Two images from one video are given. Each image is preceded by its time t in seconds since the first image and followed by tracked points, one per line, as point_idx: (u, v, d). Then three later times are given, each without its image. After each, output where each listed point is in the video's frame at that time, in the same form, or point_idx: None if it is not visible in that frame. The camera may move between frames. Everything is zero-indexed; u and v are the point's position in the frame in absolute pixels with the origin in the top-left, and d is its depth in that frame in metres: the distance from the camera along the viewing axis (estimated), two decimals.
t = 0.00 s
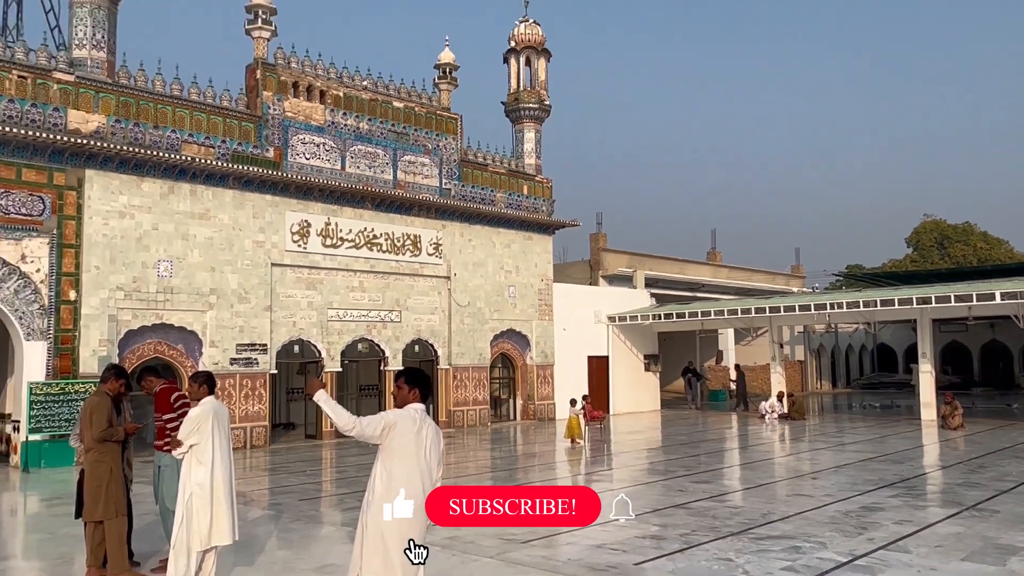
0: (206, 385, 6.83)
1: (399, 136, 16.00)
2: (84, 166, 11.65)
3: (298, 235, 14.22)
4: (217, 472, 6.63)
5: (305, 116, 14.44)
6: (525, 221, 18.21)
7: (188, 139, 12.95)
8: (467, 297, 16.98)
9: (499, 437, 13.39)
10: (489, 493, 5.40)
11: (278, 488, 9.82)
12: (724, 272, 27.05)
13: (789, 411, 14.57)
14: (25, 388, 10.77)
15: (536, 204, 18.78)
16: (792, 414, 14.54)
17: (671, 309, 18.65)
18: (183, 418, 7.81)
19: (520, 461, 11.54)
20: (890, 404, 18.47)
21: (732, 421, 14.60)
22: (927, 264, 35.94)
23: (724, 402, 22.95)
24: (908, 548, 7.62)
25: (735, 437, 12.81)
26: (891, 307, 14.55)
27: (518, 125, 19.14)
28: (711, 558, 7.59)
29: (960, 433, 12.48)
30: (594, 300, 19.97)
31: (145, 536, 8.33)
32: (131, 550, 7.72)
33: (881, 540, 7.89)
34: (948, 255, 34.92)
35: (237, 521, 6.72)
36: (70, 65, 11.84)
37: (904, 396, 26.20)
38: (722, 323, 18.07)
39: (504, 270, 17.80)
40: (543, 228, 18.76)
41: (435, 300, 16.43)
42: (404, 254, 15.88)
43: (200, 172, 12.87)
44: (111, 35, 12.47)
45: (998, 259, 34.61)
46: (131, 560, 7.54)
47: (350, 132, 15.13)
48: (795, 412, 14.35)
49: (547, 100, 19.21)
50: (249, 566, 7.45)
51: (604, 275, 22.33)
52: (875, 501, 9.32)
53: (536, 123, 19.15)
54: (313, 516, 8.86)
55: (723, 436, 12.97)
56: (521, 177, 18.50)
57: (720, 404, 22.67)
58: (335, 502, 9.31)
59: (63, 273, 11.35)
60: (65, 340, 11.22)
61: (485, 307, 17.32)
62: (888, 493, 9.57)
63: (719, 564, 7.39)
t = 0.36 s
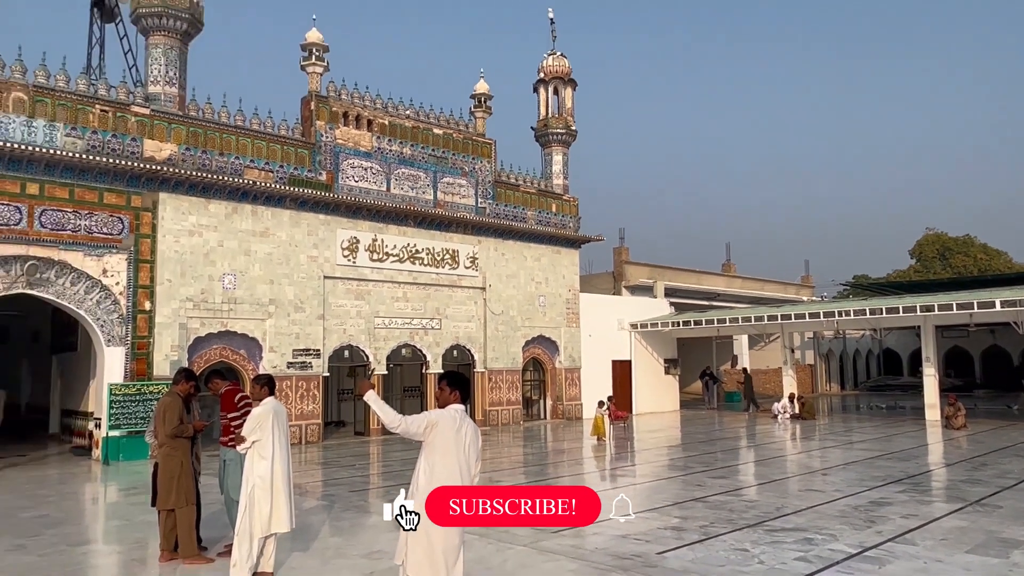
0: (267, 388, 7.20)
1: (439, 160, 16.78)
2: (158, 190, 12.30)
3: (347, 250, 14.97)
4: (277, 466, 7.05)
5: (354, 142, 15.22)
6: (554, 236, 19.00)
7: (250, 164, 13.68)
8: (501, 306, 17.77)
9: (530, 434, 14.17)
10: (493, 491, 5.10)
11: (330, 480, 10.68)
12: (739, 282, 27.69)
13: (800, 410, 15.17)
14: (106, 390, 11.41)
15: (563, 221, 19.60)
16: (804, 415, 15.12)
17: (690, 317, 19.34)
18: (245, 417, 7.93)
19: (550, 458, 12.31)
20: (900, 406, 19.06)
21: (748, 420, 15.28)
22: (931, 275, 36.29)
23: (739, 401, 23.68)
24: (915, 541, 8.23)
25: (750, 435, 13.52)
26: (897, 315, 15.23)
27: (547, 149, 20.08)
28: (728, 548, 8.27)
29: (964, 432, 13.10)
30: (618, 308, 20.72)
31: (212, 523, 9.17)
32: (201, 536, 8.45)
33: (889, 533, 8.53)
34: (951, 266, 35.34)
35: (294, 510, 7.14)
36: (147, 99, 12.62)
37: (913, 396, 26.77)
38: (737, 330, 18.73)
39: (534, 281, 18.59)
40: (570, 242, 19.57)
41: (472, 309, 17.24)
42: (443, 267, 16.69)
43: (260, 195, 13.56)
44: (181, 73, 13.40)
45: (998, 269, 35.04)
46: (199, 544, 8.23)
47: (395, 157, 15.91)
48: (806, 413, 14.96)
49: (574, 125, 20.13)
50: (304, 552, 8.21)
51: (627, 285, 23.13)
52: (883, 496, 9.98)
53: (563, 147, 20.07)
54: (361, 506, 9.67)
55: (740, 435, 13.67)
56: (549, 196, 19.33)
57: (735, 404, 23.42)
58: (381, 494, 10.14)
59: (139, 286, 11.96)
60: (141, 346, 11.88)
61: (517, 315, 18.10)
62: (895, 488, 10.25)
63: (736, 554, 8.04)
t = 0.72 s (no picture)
0: (304, 395, 7.34)
1: (468, 172, 17.04)
2: (199, 204, 12.70)
3: (380, 262, 15.27)
4: (313, 472, 7.20)
5: (386, 156, 15.54)
6: (582, 246, 19.15)
7: (287, 179, 14.03)
8: (530, 316, 17.94)
9: (559, 442, 14.29)
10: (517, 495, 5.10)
11: (364, 487, 10.93)
12: (767, 291, 27.55)
13: (828, 419, 15.09)
14: (149, 397, 11.78)
15: (590, 232, 19.71)
16: (832, 424, 15.07)
17: (717, 325, 19.33)
18: (284, 424, 8.18)
19: (578, 465, 12.44)
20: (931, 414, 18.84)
21: (776, 429, 15.25)
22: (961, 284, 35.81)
23: (766, 409, 23.58)
24: (948, 551, 8.20)
25: (779, 444, 13.51)
26: (926, 324, 15.13)
27: (574, 161, 20.28)
28: (758, 557, 8.32)
29: (998, 442, 12.97)
30: (645, 317, 20.79)
31: (250, 527, 9.44)
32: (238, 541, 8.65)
33: (921, 543, 8.52)
34: (981, 274, 34.76)
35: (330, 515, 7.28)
36: (188, 117, 13.08)
37: (942, 404, 26.45)
38: (765, 339, 18.69)
39: (562, 291, 18.74)
40: (597, 253, 19.70)
41: (502, 318, 17.43)
42: (473, 277, 16.93)
43: (296, 208, 13.91)
44: (222, 92, 13.86)
45: None
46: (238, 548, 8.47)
47: (426, 170, 16.21)
48: (834, 422, 14.89)
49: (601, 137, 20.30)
50: (339, 556, 8.40)
51: (654, 295, 23.19)
52: (914, 506, 9.96)
53: (591, 159, 20.25)
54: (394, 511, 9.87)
55: (769, 443, 13.67)
56: (577, 208, 19.50)
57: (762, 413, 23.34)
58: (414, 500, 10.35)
59: (181, 297, 12.37)
60: (183, 354, 12.28)
61: (546, 324, 18.26)
62: (927, 499, 10.22)
63: (765, 563, 8.08)
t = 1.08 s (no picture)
0: (336, 401, 7.57)
1: (493, 185, 17.35)
2: (236, 217, 13.12)
3: (408, 272, 15.60)
4: (345, 476, 7.35)
5: (414, 170, 15.91)
6: (604, 256, 19.36)
7: (320, 193, 14.42)
8: (553, 324, 18.17)
9: (582, 448, 14.48)
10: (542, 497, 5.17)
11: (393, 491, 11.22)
12: (787, 299, 27.54)
13: (850, 426, 15.12)
14: (188, 402, 12.18)
15: (613, 242, 19.90)
16: (854, 431, 15.09)
17: (739, 333, 19.43)
18: (317, 430, 8.41)
19: (601, 471, 12.65)
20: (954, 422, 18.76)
21: (799, 436, 15.31)
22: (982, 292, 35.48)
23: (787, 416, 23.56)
24: (972, 560, 8.28)
25: (801, 451, 13.59)
26: (948, 332, 15.14)
27: (596, 173, 20.53)
28: (780, 563, 8.46)
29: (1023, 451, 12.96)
30: (667, 325, 20.93)
31: (284, 530, 9.76)
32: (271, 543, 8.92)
33: (945, 551, 8.60)
34: (1004, 283, 34.41)
35: (362, 519, 7.42)
36: (226, 134, 13.54)
37: (965, 412, 26.29)
38: (786, 346, 18.74)
39: (584, 300, 18.96)
40: (620, 262, 19.91)
41: (526, 327, 17.68)
42: (498, 287, 17.21)
43: (328, 220, 14.30)
44: (256, 109, 14.33)
45: None
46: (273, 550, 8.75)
47: (452, 183, 16.55)
48: (857, 429, 14.93)
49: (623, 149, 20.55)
50: (370, 558, 8.65)
51: (675, 303, 23.32)
52: (938, 513, 10.05)
53: (612, 170, 20.49)
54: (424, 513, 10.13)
55: (790, 450, 13.76)
56: (599, 218, 19.73)
57: (782, 420, 23.35)
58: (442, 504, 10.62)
59: (218, 306, 12.75)
60: (219, 361, 12.65)
61: (569, 333, 18.48)
62: (950, 506, 10.29)
63: (788, 569, 8.21)
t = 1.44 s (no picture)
0: (366, 407, 7.72)
1: (518, 196, 17.63)
2: (270, 228, 13.53)
3: (435, 280, 15.92)
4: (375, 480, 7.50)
5: (441, 181, 16.24)
6: (626, 265, 19.53)
7: (351, 205, 14.80)
8: (577, 331, 18.37)
9: (606, 453, 14.63)
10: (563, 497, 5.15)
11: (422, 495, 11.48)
12: (810, 306, 27.47)
13: (874, 433, 15.10)
14: (225, 407, 12.57)
15: (636, 250, 20.06)
16: (879, 438, 15.06)
17: (762, 340, 19.47)
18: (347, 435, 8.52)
19: (625, 476, 12.79)
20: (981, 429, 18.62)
21: (822, 442, 15.32)
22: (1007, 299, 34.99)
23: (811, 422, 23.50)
24: (1000, 566, 8.31)
25: (825, 457, 13.62)
26: (974, 339, 15.09)
27: (618, 183, 20.75)
28: (805, 568, 8.55)
29: None
30: (690, 332, 21.02)
31: (316, 530, 10.07)
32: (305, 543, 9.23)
33: (971, 558, 8.64)
34: None
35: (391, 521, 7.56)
36: (260, 149, 13.98)
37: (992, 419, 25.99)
38: (809, 353, 18.75)
39: (608, 307, 19.13)
40: (643, 270, 20.07)
41: (550, 334, 17.90)
42: (523, 295, 17.46)
43: (358, 231, 14.66)
44: (290, 124, 14.79)
45: None
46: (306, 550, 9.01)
47: (478, 194, 16.86)
48: (881, 436, 14.91)
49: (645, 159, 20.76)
50: (400, 559, 8.88)
51: (697, 311, 23.39)
52: (964, 520, 10.08)
53: (635, 180, 20.69)
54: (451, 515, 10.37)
55: (814, 456, 13.80)
56: (622, 227, 19.91)
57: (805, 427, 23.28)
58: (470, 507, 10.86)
59: (253, 314, 13.14)
60: (254, 367, 13.02)
61: (592, 339, 18.66)
62: (976, 513, 10.31)
63: (812, 574, 8.29)
